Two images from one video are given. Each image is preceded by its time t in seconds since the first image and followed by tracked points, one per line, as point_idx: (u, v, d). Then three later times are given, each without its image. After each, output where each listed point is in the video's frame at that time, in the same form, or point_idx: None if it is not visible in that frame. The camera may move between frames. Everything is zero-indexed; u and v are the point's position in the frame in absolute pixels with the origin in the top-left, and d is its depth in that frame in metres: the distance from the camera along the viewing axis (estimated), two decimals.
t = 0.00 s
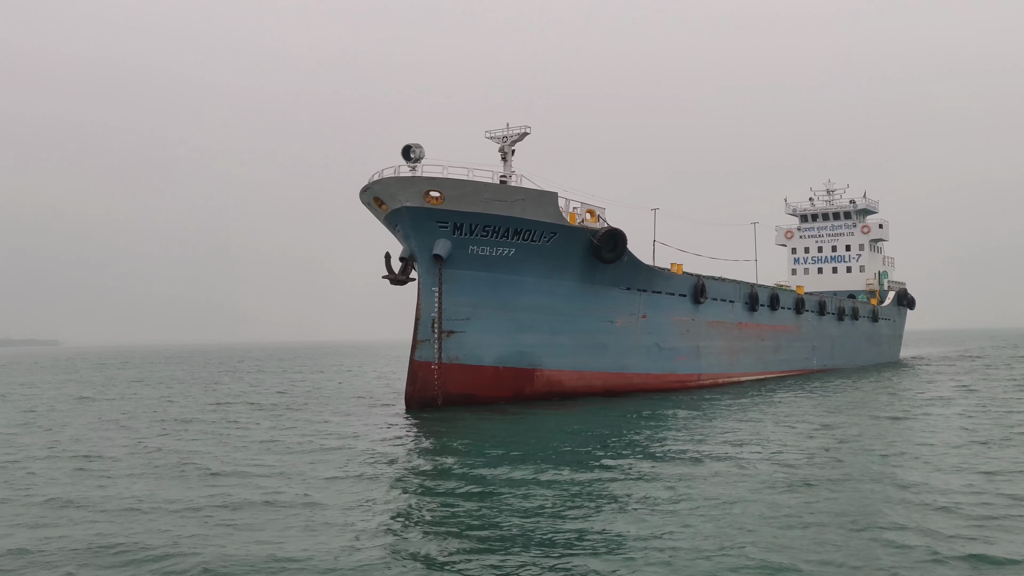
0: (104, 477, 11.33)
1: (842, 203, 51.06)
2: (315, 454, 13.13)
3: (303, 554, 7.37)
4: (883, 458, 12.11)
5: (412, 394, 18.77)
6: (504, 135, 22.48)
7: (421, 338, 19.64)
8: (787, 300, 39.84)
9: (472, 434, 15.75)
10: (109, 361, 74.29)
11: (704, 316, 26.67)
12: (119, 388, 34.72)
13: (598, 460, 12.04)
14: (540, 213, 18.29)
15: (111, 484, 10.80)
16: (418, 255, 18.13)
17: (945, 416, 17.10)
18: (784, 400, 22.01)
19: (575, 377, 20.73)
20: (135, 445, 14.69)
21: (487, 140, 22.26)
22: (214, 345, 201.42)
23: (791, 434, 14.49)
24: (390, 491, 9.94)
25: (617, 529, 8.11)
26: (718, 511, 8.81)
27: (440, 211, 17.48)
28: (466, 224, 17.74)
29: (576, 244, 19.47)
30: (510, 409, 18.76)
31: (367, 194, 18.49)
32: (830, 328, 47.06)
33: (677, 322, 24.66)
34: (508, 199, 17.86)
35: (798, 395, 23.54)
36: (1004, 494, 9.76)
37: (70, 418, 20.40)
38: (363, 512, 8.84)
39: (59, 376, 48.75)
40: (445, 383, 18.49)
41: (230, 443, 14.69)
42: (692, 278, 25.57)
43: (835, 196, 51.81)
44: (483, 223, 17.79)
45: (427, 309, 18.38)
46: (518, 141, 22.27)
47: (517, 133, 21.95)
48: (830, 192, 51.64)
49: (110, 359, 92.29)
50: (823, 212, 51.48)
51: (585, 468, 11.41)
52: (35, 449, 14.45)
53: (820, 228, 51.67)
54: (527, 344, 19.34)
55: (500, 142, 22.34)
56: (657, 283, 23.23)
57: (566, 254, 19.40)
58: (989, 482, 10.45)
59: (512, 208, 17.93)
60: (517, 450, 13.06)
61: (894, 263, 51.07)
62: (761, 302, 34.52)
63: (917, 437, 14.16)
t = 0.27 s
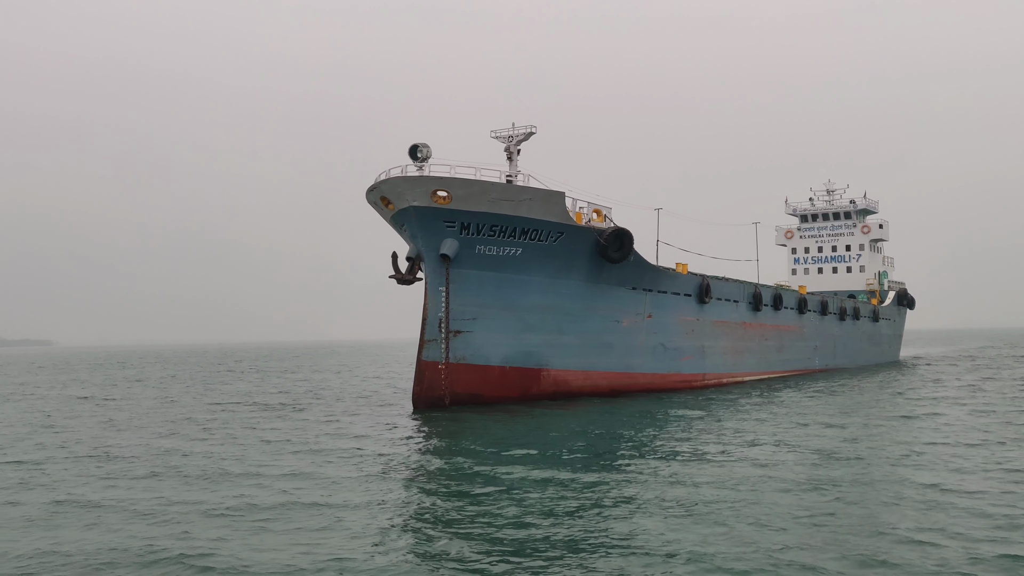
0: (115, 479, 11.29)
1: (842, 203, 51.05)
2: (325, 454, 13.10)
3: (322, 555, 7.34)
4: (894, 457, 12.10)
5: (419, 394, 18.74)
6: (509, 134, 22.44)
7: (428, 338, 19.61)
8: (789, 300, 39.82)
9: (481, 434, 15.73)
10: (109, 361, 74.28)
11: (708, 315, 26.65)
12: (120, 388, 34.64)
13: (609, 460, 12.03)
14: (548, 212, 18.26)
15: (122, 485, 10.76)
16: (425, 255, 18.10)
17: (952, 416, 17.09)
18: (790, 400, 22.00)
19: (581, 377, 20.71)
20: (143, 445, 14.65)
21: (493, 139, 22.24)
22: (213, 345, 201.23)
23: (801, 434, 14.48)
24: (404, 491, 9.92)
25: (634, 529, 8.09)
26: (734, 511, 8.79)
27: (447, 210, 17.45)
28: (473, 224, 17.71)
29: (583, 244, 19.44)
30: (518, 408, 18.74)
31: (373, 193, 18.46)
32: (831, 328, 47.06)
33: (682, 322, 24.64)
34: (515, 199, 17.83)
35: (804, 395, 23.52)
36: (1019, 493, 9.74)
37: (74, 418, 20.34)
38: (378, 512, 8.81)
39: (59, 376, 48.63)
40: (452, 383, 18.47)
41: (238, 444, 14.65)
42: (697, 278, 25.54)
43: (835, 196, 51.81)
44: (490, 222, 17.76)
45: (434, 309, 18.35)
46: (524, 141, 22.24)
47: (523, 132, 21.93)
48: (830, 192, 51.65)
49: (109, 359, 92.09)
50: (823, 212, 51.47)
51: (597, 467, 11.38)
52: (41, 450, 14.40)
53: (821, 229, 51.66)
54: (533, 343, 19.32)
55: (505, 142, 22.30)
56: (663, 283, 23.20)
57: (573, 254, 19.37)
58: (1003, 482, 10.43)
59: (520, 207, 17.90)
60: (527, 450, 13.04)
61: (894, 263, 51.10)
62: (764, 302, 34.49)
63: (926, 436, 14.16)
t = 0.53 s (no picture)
0: (125, 480, 11.26)
1: (842, 203, 51.05)
2: (335, 455, 13.07)
3: (341, 560, 7.31)
4: (905, 456, 12.09)
5: (426, 394, 18.72)
6: (515, 133, 22.40)
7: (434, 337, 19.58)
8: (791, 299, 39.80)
9: (489, 434, 15.71)
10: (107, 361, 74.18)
11: (713, 315, 26.62)
12: (121, 389, 34.56)
13: (620, 460, 12.03)
14: (555, 211, 18.23)
15: (134, 487, 10.73)
16: (432, 254, 18.07)
17: (959, 415, 17.09)
18: (795, 400, 22.00)
19: (587, 376, 20.69)
20: (150, 446, 14.61)
21: (498, 138, 22.20)
22: (212, 345, 201.04)
23: (810, 433, 14.46)
24: (418, 493, 9.89)
25: (653, 531, 8.07)
26: (751, 511, 8.77)
27: (454, 209, 17.42)
28: (480, 223, 17.67)
29: (590, 243, 19.41)
30: (525, 408, 18.71)
31: (380, 193, 18.43)
32: (833, 327, 47.06)
33: (687, 321, 24.62)
34: (523, 198, 17.79)
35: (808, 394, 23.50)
36: None
37: (78, 419, 20.29)
38: (395, 516, 8.78)
39: (59, 376, 48.51)
40: (459, 382, 18.44)
41: (246, 445, 14.62)
42: (701, 278, 25.52)
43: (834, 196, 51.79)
44: (497, 221, 17.72)
45: (441, 308, 18.32)
46: (529, 140, 22.21)
47: (529, 131, 21.89)
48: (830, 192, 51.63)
49: (109, 359, 91.91)
50: (822, 212, 51.45)
51: (610, 468, 11.36)
52: (48, 451, 14.35)
53: (821, 228, 51.66)
54: (540, 343, 19.29)
55: (510, 141, 22.26)
56: (668, 282, 23.17)
57: (579, 253, 19.34)
58: (1016, 481, 10.42)
59: (527, 207, 17.86)
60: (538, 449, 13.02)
61: (894, 263, 51.11)
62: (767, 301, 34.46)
63: (935, 435, 14.15)
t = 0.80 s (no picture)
0: (135, 482, 11.22)
1: (839, 203, 51.09)
2: (343, 456, 13.05)
3: (359, 564, 7.29)
4: (914, 456, 12.11)
5: (432, 394, 18.69)
6: (519, 133, 22.38)
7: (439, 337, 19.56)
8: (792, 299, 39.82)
9: (497, 434, 15.70)
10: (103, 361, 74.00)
11: (716, 315, 26.64)
12: (121, 389, 34.45)
13: (631, 460, 12.04)
14: (560, 211, 18.22)
15: (144, 489, 10.72)
16: (438, 254, 18.04)
17: (964, 414, 17.13)
18: (800, 399, 22.00)
19: (592, 376, 20.68)
20: (156, 447, 14.56)
21: (502, 138, 22.19)
22: (210, 345, 200.68)
23: (818, 432, 14.47)
24: (431, 495, 9.88)
25: (669, 532, 8.07)
26: (766, 511, 8.78)
27: (460, 209, 17.40)
28: (486, 223, 17.65)
29: (595, 243, 19.41)
30: (531, 408, 18.70)
31: (385, 192, 18.40)
32: (833, 327, 47.10)
33: (691, 321, 24.62)
34: (529, 198, 17.78)
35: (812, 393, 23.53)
36: None
37: (82, 419, 20.23)
38: (410, 518, 8.77)
39: (57, 377, 48.33)
40: (465, 382, 18.42)
41: (253, 445, 14.59)
42: (705, 277, 25.53)
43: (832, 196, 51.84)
44: (503, 221, 17.70)
45: (447, 308, 18.29)
46: (533, 140, 22.20)
47: (533, 131, 21.89)
48: (828, 192, 51.68)
49: (107, 360, 91.72)
50: (821, 212, 51.49)
51: (621, 469, 11.36)
52: (54, 452, 14.29)
53: (819, 228, 51.69)
54: (545, 343, 19.28)
55: (514, 140, 22.23)
56: (672, 282, 23.17)
57: (585, 253, 19.34)
58: None
59: (533, 206, 17.86)
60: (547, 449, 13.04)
61: (892, 263, 51.18)
62: (768, 301, 34.48)
63: (942, 435, 14.18)
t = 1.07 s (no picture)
0: (140, 483, 11.15)
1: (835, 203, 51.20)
2: (349, 456, 13.00)
3: (374, 565, 7.25)
4: (920, 455, 12.14)
5: (435, 393, 18.65)
6: (520, 132, 22.32)
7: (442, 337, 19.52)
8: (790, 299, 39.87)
9: (501, 433, 15.67)
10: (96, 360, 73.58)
11: (716, 314, 26.67)
12: (118, 389, 34.26)
13: (638, 459, 12.04)
14: (564, 210, 18.18)
15: (151, 490, 10.65)
16: (441, 253, 18.00)
17: (966, 413, 17.19)
18: (801, 398, 22.04)
19: (595, 375, 20.67)
20: (159, 448, 14.47)
21: (504, 137, 22.13)
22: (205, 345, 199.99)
23: (823, 431, 14.49)
24: (442, 495, 9.85)
25: (683, 533, 8.05)
26: (779, 511, 8.78)
27: (463, 208, 17.35)
28: (489, 222, 17.61)
29: (598, 243, 19.38)
30: (534, 407, 18.67)
31: (388, 191, 18.34)
32: (830, 327, 47.22)
33: (692, 320, 24.63)
34: (532, 197, 17.74)
35: (813, 392, 23.58)
36: None
37: (82, 419, 20.11)
38: (422, 519, 8.74)
39: (51, 377, 48.02)
40: (469, 381, 18.38)
41: (257, 445, 14.52)
42: (706, 276, 25.54)
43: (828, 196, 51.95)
44: (506, 220, 17.67)
45: (450, 307, 18.25)
46: (535, 139, 22.16)
47: (535, 131, 21.84)
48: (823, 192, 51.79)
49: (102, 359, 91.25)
50: (817, 211, 51.60)
51: (629, 468, 11.34)
52: (56, 453, 14.19)
53: (814, 228, 51.80)
54: (548, 342, 19.26)
55: (516, 139, 22.17)
56: (674, 282, 23.18)
57: (587, 252, 19.32)
58: None
59: (536, 206, 17.81)
60: (553, 449, 13.02)
61: (887, 262, 51.34)
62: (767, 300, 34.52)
63: (946, 434, 14.21)
